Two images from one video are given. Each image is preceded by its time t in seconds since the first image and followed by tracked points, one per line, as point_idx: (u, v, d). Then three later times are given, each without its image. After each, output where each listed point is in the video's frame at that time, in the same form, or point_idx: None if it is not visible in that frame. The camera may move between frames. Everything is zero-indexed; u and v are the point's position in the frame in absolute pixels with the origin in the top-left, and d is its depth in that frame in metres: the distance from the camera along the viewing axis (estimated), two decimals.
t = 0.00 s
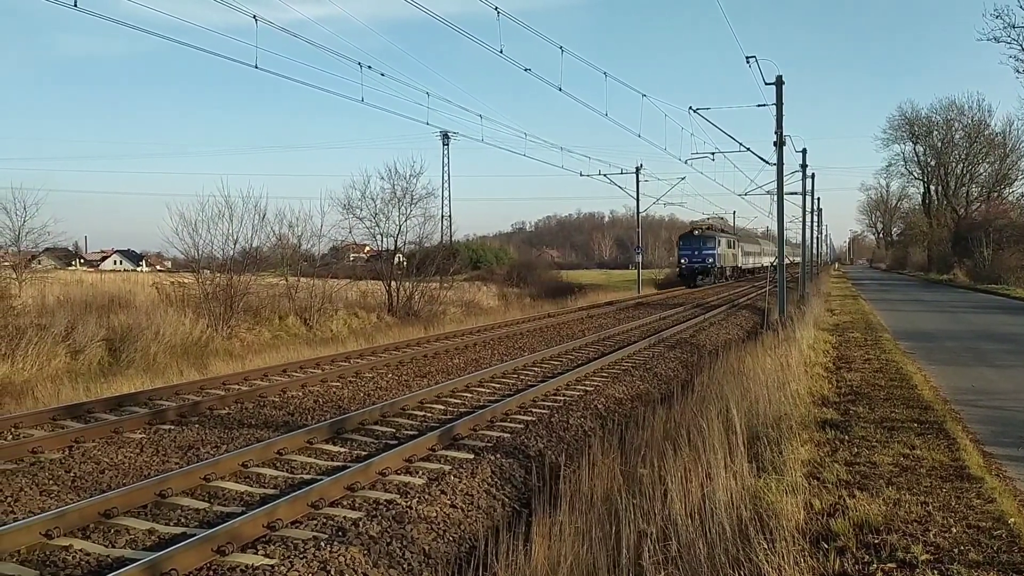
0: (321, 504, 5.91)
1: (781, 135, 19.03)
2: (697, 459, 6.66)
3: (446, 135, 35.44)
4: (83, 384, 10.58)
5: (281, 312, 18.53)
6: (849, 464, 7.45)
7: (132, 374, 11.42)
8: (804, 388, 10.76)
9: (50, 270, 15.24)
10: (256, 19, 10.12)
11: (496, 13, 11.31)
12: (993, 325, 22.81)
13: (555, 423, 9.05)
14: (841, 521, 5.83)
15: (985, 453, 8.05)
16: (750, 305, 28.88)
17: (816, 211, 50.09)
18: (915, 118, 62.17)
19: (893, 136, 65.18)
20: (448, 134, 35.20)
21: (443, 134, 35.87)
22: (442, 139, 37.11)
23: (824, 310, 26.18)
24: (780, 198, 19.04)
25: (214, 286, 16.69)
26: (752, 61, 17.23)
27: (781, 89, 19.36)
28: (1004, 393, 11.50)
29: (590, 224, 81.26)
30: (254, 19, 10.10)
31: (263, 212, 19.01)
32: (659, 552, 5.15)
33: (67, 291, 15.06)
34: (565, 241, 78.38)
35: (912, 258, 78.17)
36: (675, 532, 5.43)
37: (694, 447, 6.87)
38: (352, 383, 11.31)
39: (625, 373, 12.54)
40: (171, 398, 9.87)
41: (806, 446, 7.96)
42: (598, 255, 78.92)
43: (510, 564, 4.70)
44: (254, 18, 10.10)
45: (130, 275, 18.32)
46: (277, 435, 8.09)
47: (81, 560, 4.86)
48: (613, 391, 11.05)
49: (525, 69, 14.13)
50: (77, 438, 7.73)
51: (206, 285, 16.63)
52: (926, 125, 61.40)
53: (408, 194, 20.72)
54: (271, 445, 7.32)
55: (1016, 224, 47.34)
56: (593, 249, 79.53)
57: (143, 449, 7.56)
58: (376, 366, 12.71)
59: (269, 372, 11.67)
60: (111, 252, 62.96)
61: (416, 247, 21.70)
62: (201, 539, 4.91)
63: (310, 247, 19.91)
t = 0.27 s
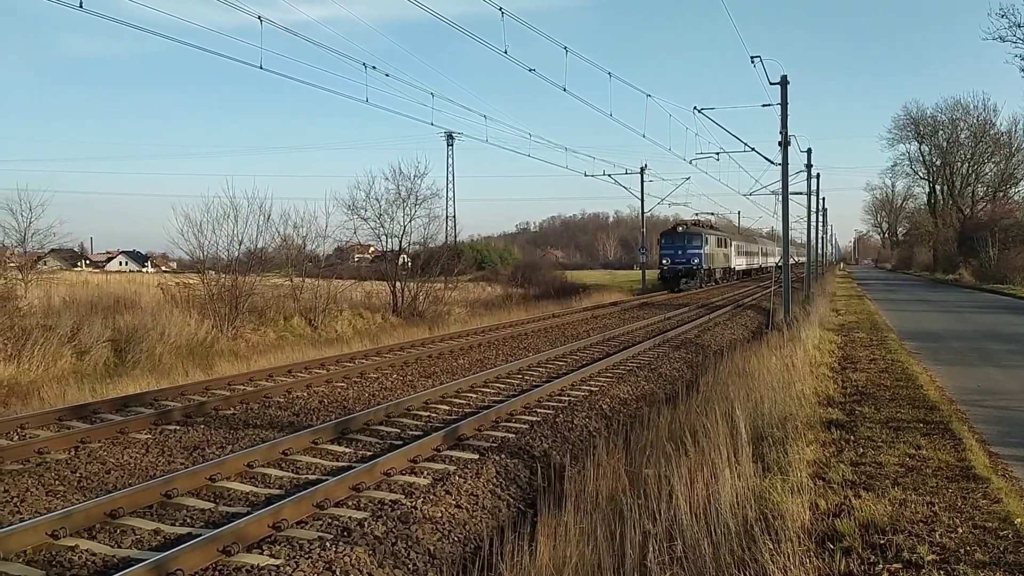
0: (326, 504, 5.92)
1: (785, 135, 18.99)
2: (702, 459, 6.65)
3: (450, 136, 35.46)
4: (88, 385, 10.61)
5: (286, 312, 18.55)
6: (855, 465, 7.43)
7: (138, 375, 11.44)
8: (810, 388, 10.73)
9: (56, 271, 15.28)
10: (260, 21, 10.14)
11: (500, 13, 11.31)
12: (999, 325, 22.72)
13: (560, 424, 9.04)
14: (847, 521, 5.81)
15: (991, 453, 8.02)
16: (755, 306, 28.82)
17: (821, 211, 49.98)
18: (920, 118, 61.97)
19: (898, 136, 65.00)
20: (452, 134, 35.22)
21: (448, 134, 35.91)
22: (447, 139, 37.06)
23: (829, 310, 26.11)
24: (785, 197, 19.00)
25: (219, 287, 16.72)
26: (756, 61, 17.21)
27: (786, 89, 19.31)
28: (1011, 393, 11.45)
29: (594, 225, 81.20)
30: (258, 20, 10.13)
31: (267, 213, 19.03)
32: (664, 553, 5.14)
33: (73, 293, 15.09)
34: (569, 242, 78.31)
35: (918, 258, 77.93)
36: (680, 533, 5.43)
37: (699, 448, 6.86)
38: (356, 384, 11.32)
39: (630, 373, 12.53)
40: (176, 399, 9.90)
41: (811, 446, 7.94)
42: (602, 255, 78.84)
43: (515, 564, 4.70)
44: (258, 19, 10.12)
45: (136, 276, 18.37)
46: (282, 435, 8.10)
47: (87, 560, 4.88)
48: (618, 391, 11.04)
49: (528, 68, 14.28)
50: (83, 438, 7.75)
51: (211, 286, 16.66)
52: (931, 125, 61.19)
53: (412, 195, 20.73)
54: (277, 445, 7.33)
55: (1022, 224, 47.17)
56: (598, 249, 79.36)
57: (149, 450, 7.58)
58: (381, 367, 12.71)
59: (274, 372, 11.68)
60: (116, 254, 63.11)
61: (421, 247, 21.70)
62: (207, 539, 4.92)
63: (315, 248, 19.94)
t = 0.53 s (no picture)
0: (332, 504, 5.93)
1: (791, 135, 18.95)
2: (708, 460, 6.63)
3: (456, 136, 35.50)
4: (95, 385, 10.64)
5: (291, 313, 18.58)
6: (861, 465, 7.41)
7: (144, 375, 11.47)
8: (816, 389, 10.70)
9: (62, 272, 15.33)
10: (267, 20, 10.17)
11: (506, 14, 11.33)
12: (1006, 325, 22.64)
13: (565, 424, 9.04)
14: (854, 522, 5.79)
15: (998, 454, 7.98)
16: (761, 306, 28.78)
17: (827, 211, 49.86)
18: (926, 118, 61.80)
19: (905, 136, 64.82)
20: (458, 135, 35.24)
21: (453, 135, 35.95)
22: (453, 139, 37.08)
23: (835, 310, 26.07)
24: (790, 198, 18.96)
25: (225, 288, 16.75)
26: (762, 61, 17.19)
27: (792, 89, 19.28)
28: (1018, 394, 11.41)
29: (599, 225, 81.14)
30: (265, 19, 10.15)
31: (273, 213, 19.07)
32: (670, 553, 5.13)
33: (79, 293, 15.14)
34: (574, 242, 78.24)
35: (923, 258, 77.70)
36: (686, 533, 5.41)
37: (704, 449, 6.84)
38: (362, 384, 11.33)
39: (635, 374, 12.52)
40: (182, 399, 9.92)
41: (817, 447, 7.92)
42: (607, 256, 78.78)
43: (521, 565, 4.69)
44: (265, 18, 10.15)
45: (142, 277, 18.42)
46: (288, 435, 8.11)
47: (94, 560, 4.89)
48: (623, 392, 11.03)
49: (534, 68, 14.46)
50: (89, 438, 7.78)
51: (217, 287, 16.70)
52: (937, 125, 61.03)
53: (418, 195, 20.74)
54: (282, 445, 7.34)
55: None
56: (603, 249, 79.29)
57: (155, 450, 7.60)
58: (386, 367, 12.72)
59: (279, 373, 11.70)
60: (122, 255, 63.28)
61: (426, 248, 21.70)
62: (213, 538, 4.93)
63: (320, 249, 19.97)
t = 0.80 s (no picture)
0: (337, 506, 5.93)
1: (797, 138, 18.93)
2: (713, 463, 6.61)
3: (462, 139, 35.58)
4: (102, 386, 10.66)
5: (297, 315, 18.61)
6: (867, 469, 7.39)
7: (150, 377, 11.49)
8: (822, 392, 10.67)
9: (69, 273, 15.37)
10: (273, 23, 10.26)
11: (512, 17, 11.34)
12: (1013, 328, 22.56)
13: (570, 427, 9.03)
14: (860, 525, 5.77)
15: (1006, 457, 7.94)
16: (766, 309, 28.73)
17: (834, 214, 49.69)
18: (933, 121, 61.65)
19: (911, 138, 64.66)
20: (463, 138, 35.33)
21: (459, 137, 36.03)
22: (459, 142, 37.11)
23: (841, 313, 26.01)
24: (796, 201, 18.93)
25: (230, 289, 16.78)
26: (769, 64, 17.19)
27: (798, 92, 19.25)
28: None
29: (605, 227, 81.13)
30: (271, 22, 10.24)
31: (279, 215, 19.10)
32: (676, 556, 5.12)
33: (86, 294, 15.18)
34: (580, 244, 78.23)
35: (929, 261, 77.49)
36: (692, 536, 5.40)
37: (710, 452, 6.82)
38: (367, 386, 11.34)
39: (641, 377, 12.49)
40: (188, 401, 9.94)
41: (823, 450, 7.89)
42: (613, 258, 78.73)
43: (526, 568, 4.68)
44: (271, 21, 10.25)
45: (148, 278, 18.46)
46: (294, 437, 8.12)
47: (100, 561, 4.90)
48: (629, 394, 11.01)
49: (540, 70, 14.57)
50: (95, 439, 7.80)
51: (223, 288, 16.73)
52: (944, 127, 60.87)
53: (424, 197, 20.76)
54: (288, 447, 7.35)
55: None
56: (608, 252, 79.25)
57: (161, 451, 7.62)
58: (391, 369, 12.73)
59: (285, 374, 11.71)
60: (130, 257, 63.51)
61: (431, 250, 21.71)
62: (220, 540, 4.94)
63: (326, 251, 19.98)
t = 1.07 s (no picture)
0: (342, 508, 5.93)
1: (803, 140, 18.90)
2: (718, 464, 6.60)
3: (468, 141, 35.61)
4: (107, 387, 10.68)
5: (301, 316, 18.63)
6: (873, 471, 7.36)
7: (155, 378, 11.50)
8: (827, 395, 10.64)
9: (75, 274, 15.41)
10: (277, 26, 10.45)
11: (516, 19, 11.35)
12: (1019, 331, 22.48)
13: (575, 428, 9.02)
14: (865, 528, 5.75)
15: (1012, 460, 7.91)
16: (771, 311, 28.67)
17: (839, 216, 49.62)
18: (939, 123, 61.49)
19: (917, 140, 64.49)
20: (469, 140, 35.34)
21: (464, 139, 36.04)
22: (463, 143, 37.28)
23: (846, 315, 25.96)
24: (801, 202, 18.90)
25: (235, 290, 16.81)
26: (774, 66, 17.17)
27: (803, 93, 19.21)
28: None
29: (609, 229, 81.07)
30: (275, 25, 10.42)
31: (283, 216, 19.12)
32: (681, 558, 5.11)
33: (92, 295, 15.21)
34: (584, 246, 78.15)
35: (935, 263, 77.26)
36: (697, 538, 5.39)
37: (714, 454, 6.80)
38: (372, 387, 11.34)
39: (645, 379, 12.47)
40: (193, 402, 9.95)
41: (828, 452, 7.87)
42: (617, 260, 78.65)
43: (530, 569, 4.67)
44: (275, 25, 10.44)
45: (154, 279, 18.49)
46: (298, 439, 8.12)
47: (105, 561, 4.91)
48: (634, 396, 11.00)
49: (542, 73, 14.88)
50: (101, 440, 7.81)
51: (227, 289, 16.76)
52: (949, 129, 60.73)
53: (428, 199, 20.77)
54: (292, 448, 7.36)
55: None
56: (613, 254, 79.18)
57: (166, 452, 7.63)
58: (396, 371, 12.74)
59: (290, 376, 11.72)
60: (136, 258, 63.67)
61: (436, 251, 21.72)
62: (224, 540, 4.94)
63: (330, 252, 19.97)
